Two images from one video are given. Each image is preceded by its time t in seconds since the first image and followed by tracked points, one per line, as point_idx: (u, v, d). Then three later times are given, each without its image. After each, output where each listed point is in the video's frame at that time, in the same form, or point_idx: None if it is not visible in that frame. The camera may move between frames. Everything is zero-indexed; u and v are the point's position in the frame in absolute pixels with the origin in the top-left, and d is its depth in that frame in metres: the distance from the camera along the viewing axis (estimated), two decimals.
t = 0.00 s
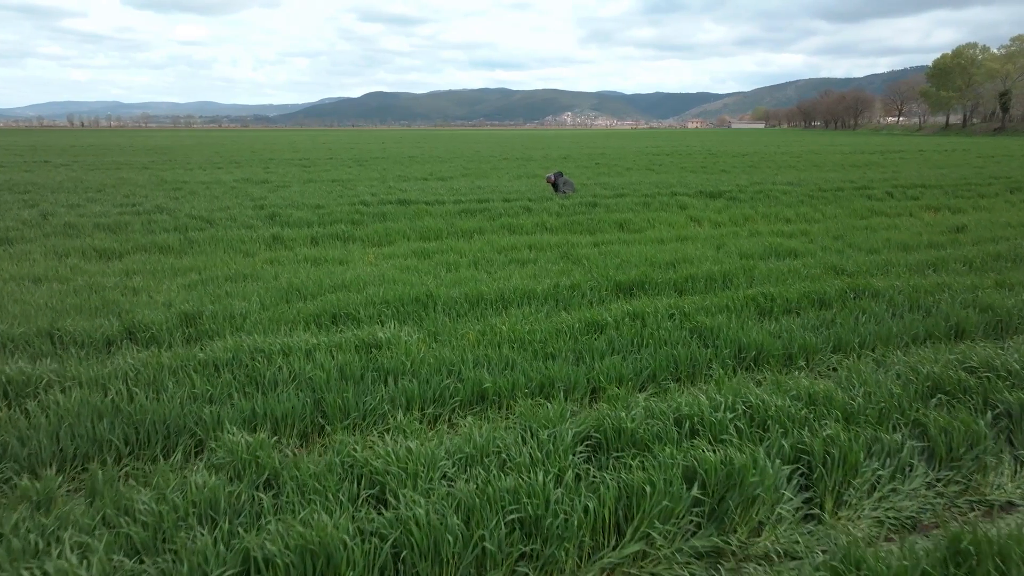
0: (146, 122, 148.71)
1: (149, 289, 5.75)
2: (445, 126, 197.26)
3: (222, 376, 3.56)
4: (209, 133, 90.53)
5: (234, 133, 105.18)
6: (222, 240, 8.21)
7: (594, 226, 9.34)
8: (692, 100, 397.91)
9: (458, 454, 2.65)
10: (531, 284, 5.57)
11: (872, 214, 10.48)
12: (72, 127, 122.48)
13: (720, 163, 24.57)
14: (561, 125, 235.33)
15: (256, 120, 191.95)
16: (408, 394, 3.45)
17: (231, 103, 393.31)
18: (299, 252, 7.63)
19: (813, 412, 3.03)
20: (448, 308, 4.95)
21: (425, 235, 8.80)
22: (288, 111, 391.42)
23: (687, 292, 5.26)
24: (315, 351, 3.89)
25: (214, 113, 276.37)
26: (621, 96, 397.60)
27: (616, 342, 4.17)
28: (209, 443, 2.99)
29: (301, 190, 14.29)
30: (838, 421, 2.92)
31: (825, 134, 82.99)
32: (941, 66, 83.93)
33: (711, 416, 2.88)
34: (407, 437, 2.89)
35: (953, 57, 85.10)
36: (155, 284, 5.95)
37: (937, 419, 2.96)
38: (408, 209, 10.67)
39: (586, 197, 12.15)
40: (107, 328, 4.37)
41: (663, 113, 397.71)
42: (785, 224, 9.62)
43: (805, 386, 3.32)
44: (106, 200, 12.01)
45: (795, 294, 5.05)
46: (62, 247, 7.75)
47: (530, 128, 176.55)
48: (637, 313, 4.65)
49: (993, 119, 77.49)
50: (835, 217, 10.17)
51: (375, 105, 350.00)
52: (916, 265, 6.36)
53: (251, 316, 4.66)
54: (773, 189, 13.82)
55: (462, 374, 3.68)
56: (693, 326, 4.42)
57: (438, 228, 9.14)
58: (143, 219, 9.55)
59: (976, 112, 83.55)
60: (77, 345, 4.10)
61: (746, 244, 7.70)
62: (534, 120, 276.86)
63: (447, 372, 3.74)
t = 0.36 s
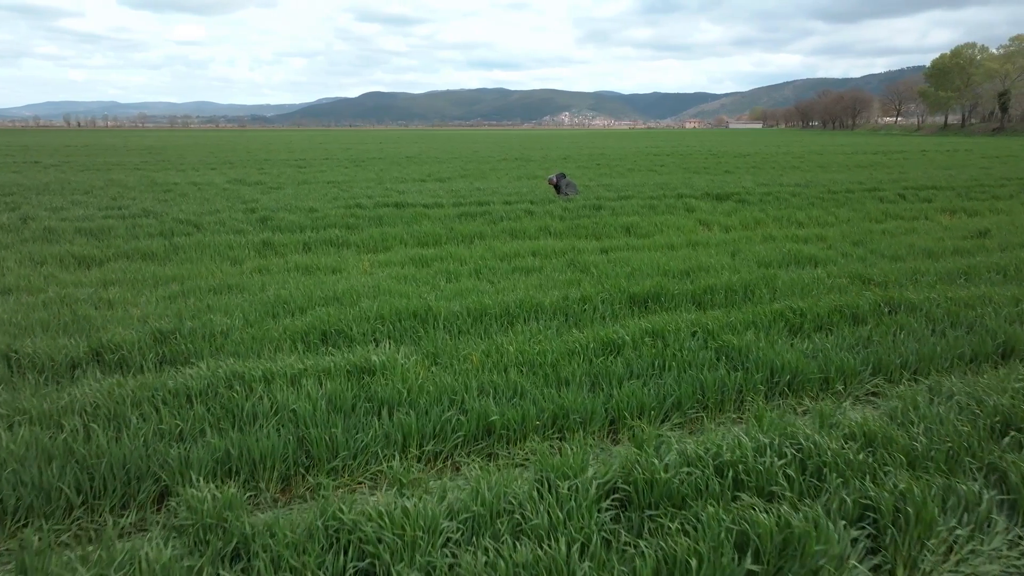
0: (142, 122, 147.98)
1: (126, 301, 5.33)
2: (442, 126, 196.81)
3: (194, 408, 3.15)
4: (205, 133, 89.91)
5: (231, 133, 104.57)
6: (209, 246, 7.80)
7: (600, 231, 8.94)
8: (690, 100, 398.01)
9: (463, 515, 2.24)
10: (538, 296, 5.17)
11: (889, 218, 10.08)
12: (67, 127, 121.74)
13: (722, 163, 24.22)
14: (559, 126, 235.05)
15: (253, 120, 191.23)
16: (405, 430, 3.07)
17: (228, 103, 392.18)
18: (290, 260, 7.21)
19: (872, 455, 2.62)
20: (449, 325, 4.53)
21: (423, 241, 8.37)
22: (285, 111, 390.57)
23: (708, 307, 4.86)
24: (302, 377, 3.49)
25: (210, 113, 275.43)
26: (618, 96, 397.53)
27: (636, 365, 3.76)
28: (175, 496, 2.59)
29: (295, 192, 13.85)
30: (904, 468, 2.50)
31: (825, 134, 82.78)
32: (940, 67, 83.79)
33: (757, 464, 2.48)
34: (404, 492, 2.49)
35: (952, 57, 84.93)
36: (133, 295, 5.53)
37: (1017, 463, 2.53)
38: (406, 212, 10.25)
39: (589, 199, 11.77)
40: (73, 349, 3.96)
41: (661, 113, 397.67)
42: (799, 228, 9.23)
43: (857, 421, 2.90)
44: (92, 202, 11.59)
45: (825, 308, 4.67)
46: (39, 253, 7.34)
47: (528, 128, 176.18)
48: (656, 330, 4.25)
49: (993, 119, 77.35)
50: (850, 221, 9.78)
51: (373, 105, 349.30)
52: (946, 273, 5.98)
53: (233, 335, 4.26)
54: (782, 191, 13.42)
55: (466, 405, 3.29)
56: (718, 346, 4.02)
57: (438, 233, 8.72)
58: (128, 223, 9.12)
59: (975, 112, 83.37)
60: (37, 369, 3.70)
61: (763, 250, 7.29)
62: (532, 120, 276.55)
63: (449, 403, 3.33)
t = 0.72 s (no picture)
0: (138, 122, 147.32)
1: (98, 316, 4.91)
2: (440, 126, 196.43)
3: (158, 450, 2.73)
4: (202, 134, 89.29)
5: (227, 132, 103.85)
6: (195, 253, 7.39)
7: (607, 236, 8.53)
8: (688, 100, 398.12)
9: None
10: (546, 310, 4.78)
11: (905, 221, 9.71)
12: (62, 127, 120.85)
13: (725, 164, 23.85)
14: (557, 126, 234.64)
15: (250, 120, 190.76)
16: (403, 478, 2.67)
17: (225, 103, 391.11)
18: (280, 268, 6.79)
19: (953, 516, 2.21)
20: (449, 345, 4.11)
21: (421, 246, 7.96)
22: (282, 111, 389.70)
23: (733, 324, 4.45)
24: (285, 410, 3.07)
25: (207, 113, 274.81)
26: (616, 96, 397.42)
27: (661, 394, 3.36)
28: (128, 566, 2.17)
29: (289, 194, 13.42)
30: (998, 535, 2.08)
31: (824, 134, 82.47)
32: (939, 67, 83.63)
33: (823, 532, 2.08)
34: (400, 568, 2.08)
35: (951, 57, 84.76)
36: (106, 309, 5.10)
37: None
38: (403, 216, 9.84)
39: (593, 201, 11.38)
40: (31, 375, 3.54)
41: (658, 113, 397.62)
42: (814, 233, 8.83)
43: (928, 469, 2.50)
44: (77, 205, 11.17)
45: (861, 325, 4.28)
46: (14, 260, 6.93)
47: (526, 127, 175.73)
48: (680, 351, 3.84)
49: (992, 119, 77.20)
50: (866, 225, 9.39)
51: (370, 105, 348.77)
52: (981, 283, 5.60)
53: (211, 358, 3.85)
54: (791, 193, 13.02)
55: (471, 445, 2.88)
56: (750, 370, 3.62)
57: (436, 239, 8.30)
58: (111, 228, 8.69)
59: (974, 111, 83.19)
60: None
61: (781, 258, 6.89)
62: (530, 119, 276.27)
63: (453, 442, 2.92)
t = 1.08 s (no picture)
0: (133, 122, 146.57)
1: (68, 333, 4.51)
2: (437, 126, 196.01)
3: (114, 507, 2.31)
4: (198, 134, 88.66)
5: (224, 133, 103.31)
6: (181, 262, 6.99)
7: (615, 241, 8.15)
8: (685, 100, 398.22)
9: None
10: (558, 327, 4.39)
11: (924, 225, 9.34)
12: (57, 127, 120.22)
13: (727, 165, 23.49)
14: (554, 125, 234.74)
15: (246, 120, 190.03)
16: (403, 542, 2.25)
17: (221, 103, 389.86)
18: (271, 277, 6.40)
19: None
20: (453, 369, 3.71)
21: (420, 253, 7.56)
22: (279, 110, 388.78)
23: (764, 344, 4.06)
24: (265, 454, 2.65)
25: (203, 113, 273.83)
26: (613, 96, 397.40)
27: (695, 430, 2.96)
28: None
29: (283, 197, 13.02)
30: None
31: (823, 134, 82.25)
32: (938, 67, 83.49)
33: None
34: None
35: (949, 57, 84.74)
36: (78, 325, 4.69)
37: None
38: (401, 220, 9.44)
39: (597, 204, 11.01)
40: None
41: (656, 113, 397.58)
42: (831, 238, 8.45)
43: None
44: (62, 208, 10.75)
45: (906, 345, 3.89)
46: None
47: (524, 128, 175.36)
48: (711, 377, 3.44)
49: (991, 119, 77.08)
50: (884, 229, 9.02)
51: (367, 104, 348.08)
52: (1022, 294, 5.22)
53: (187, 388, 3.45)
54: (801, 194, 12.63)
55: (483, 498, 2.47)
56: (792, 400, 3.22)
57: (436, 244, 7.90)
58: (94, 233, 8.28)
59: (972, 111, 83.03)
60: None
61: (802, 265, 6.51)
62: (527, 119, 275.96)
63: (459, 494, 2.51)
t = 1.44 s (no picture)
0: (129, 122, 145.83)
1: (32, 354, 4.10)
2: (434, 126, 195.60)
3: None
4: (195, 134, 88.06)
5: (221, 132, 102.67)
6: (165, 270, 6.60)
7: (623, 248, 7.77)
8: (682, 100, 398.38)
9: None
10: (571, 346, 4.00)
11: (943, 228, 8.97)
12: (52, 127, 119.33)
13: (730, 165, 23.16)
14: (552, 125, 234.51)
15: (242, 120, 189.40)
16: None
17: (218, 103, 388.87)
18: (260, 287, 6.01)
19: None
20: (458, 399, 3.30)
21: (420, 260, 7.16)
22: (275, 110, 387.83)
23: (801, 369, 3.66)
24: (239, 513, 2.24)
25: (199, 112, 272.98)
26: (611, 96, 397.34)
27: (739, 476, 2.56)
28: None
29: (277, 199, 12.61)
30: None
31: (822, 134, 82.01)
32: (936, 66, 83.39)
33: None
34: None
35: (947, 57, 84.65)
36: (45, 343, 4.28)
37: None
38: (399, 224, 9.04)
39: (602, 207, 10.64)
40: None
41: (653, 112, 397.59)
42: (850, 243, 8.08)
43: None
44: (46, 211, 10.34)
45: (960, 369, 3.50)
46: None
47: (521, 127, 174.99)
48: (750, 409, 3.04)
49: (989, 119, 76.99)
50: (902, 233, 8.65)
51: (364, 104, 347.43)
52: None
53: (157, 422, 3.04)
54: (810, 197, 12.27)
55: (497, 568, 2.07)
56: (845, 437, 2.82)
57: (436, 250, 7.51)
58: (76, 238, 7.87)
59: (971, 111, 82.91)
60: None
61: (827, 274, 6.12)
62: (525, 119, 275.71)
63: (469, 562, 2.10)
